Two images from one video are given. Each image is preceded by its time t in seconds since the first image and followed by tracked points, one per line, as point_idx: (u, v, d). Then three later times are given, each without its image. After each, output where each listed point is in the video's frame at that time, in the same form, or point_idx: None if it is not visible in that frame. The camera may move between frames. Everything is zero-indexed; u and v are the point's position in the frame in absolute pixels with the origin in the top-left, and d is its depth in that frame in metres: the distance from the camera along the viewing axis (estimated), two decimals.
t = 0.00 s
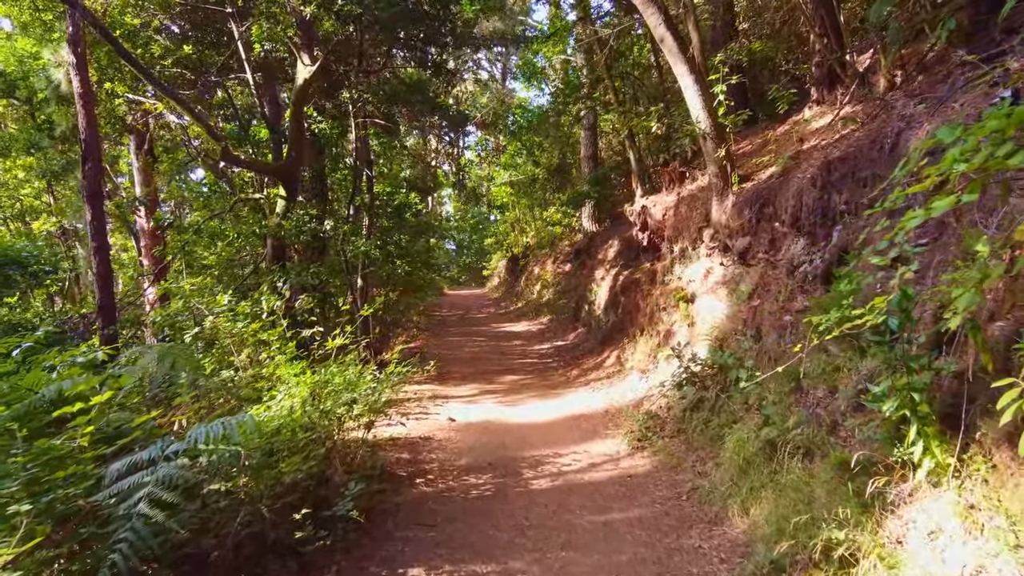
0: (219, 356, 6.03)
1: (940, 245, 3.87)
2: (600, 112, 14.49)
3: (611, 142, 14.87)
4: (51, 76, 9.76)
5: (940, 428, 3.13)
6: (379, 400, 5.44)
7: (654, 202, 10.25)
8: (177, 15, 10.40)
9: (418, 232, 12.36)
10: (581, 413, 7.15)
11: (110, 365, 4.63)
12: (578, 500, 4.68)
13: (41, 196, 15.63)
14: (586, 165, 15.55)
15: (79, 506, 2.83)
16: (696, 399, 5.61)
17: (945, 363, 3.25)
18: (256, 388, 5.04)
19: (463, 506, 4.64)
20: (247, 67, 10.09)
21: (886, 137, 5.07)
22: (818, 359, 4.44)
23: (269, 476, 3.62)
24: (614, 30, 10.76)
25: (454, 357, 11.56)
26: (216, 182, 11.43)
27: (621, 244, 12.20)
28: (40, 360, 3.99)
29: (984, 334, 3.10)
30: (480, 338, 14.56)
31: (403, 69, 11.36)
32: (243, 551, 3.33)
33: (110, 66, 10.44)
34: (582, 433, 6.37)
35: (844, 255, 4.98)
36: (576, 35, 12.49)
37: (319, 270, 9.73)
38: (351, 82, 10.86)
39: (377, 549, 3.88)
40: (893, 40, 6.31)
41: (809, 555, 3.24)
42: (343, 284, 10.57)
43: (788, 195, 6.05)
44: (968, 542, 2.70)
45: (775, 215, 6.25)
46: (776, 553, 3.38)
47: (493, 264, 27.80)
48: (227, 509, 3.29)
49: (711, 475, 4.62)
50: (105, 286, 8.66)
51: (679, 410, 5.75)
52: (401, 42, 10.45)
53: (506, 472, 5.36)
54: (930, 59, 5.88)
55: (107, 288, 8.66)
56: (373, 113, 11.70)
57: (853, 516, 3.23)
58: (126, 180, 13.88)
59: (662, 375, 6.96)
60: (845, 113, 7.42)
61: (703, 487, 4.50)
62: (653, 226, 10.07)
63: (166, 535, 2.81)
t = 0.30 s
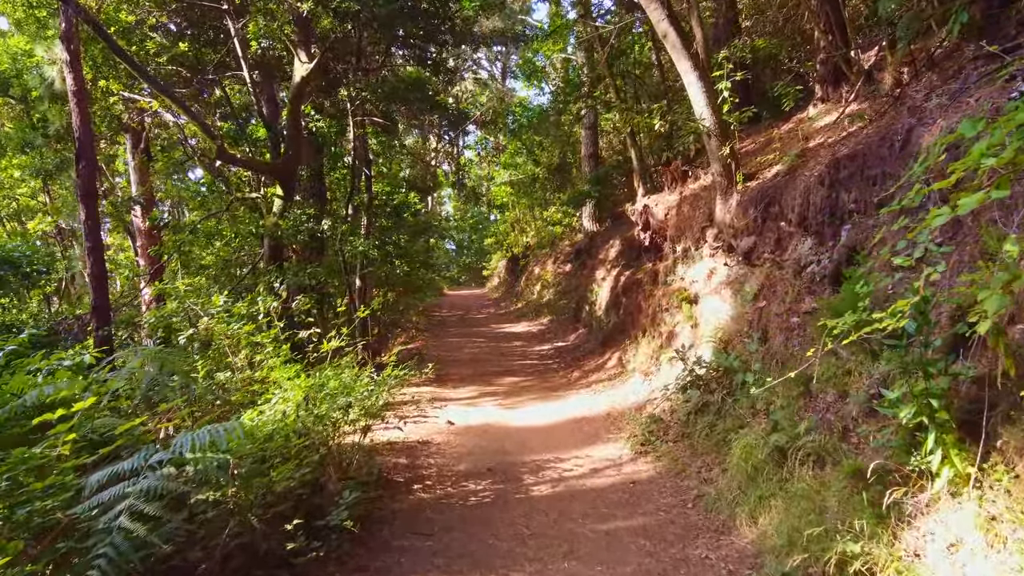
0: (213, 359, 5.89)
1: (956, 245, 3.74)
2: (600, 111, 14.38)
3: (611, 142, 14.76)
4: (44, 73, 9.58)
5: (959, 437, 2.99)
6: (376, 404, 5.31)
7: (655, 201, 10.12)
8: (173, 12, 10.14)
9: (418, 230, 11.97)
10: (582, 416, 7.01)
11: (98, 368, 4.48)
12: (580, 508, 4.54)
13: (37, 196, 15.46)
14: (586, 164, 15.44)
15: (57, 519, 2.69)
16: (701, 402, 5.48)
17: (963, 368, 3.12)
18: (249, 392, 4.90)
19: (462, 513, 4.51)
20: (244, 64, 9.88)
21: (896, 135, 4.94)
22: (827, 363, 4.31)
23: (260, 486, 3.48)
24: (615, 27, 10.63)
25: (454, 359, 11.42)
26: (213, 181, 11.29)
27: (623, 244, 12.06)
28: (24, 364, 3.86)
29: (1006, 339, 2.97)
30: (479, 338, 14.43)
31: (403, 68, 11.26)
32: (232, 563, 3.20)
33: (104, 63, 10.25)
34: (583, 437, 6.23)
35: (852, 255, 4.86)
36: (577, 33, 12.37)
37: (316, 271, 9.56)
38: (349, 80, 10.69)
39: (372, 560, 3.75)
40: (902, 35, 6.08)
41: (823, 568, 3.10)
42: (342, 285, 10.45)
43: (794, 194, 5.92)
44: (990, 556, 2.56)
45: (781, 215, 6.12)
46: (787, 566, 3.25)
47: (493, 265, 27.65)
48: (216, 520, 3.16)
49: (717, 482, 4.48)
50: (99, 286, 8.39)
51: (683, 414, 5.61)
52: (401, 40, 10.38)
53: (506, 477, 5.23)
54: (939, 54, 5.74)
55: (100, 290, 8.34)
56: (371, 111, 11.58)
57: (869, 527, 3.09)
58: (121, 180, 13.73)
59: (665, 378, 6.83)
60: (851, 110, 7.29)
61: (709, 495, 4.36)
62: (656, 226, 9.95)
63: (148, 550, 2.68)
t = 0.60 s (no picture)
0: (207, 361, 5.76)
1: (973, 245, 3.61)
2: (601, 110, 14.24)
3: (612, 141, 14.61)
4: (37, 71, 9.41)
5: (981, 445, 2.85)
6: (373, 408, 5.17)
7: (658, 200, 9.98)
8: (169, 9, 9.84)
9: (418, 230, 11.83)
10: (584, 419, 6.87)
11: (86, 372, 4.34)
12: (582, 515, 4.41)
13: (32, 196, 15.32)
14: (586, 163, 15.31)
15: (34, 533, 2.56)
16: (706, 406, 5.34)
17: (984, 372, 2.98)
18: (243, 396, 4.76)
19: (461, 521, 4.38)
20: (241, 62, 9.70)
21: (907, 131, 4.81)
22: (838, 367, 4.18)
23: (250, 495, 3.34)
24: (617, 25, 10.49)
25: (453, 360, 11.28)
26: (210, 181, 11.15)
27: (624, 244, 11.92)
28: (8, 368, 3.72)
29: None
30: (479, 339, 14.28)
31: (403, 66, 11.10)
32: None
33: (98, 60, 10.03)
34: (585, 441, 6.09)
35: (862, 256, 4.73)
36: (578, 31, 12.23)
37: (314, 271, 9.43)
38: (346, 78, 10.47)
39: (367, 571, 3.61)
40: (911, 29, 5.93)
41: None
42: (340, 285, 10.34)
43: (801, 192, 5.79)
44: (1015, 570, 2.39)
45: (787, 213, 5.99)
46: None
47: (493, 265, 27.47)
48: (203, 532, 3.02)
49: (724, 489, 4.35)
50: (93, 287, 8.23)
51: (688, 418, 5.47)
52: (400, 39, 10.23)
53: (506, 483, 5.09)
54: (950, 49, 5.59)
55: (95, 291, 8.18)
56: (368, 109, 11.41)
57: (885, 539, 2.96)
58: (117, 179, 13.59)
59: (669, 380, 6.69)
60: (858, 107, 7.16)
61: (715, 502, 4.22)
62: (658, 225, 9.82)
63: (127, 567, 2.54)
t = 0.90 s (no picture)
0: (201, 363, 5.62)
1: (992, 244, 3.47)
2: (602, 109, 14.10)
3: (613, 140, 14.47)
4: (31, 68, 9.27)
5: (1006, 453, 2.69)
6: (370, 412, 5.03)
7: (660, 199, 9.83)
8: (164, 6, 9.69)
9: (417, 229, 11.68)
10: (586, 423, 6.73)
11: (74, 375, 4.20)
12: (585, 523, 4.27)
13: (28, 196, 15.17)
14: (587, 163, 15.18)
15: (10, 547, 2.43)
16: (712, 410, 5.20)
17: (1007, 377, 2.84)
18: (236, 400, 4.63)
19: (460, 529, 4.24)
20: (237, 59, 9.58)
21: (919, 128, 4.67)
22: (850, 371, 4.04)
23: (240, 505, 3.21)
24: (618, 22, 10.36)
25: (453, 361, 11.15)
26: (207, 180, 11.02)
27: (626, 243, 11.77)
28: None
29: None
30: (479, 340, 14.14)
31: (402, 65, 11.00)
32: None
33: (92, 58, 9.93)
34: (587, 446, 5.95)
35: (872, 255, 4.60)
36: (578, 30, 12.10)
37: (312, 271, 9.29)
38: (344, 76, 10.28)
39: None
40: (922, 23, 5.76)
41: None
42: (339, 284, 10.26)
43: (809, 191, 5.65)
44: None
45: (794, 212, 5.85)
46: None
47: (493, 265, 27.30)
48: (188, 545, 2.88)
49: (732, 497, 4.21)
50: (88, 288, 8.09)
51: (693, 422, 5.34)
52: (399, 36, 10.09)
53: (507, 489, 4.95)
54: (961, 44, 5.46)
55: (90, 291, 8.05)
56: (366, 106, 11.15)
57: (904, 553, 2.82)
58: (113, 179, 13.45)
59: (673, 383, 6.56)
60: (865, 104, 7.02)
61: (723, 510, 4.09)
62: (660, 225, 9.68)
63: None
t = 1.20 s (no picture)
0: (195, 365, 5.48)
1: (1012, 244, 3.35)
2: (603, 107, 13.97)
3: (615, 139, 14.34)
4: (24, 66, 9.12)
5: None
6: (368, 416, 4.90)
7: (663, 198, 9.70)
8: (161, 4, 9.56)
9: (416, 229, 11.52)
10: (588, 426, 6.60)
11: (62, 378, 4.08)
12: (588, 531, 4.14)
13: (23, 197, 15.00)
14: (588, 162, 15.05)
15: None
16: (719, 414, 5.07)
17: None
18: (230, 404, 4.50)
19: (459, 537, 4.11)
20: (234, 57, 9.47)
21: (932, 124, 4.54)
22: (864, 374, 3.90)
23: (231, 515, 3.08)
24: (620, 20, 10.24)
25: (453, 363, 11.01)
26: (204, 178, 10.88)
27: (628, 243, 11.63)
28: None
29: None
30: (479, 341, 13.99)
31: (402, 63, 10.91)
32: None
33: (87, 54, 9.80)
34: (590, 450, 5.82)
35: (884, 255, 4.48)
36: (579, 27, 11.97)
37: (310, 271, 9.16)
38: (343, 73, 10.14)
39: None
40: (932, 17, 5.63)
41: None
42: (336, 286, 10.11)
43: (817, 189, 5.52)
44: None
45: (802, 211, 5.72)
46: None
47: (493, 265, 27.13)
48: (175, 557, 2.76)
49: (741, 505, 4.08)
50: (83, 287, 8.01)
51: (699, 426, 5.20)
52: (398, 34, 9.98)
53: (507, 495, 4.82)
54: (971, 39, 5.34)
55: (84, 290, 7.99)
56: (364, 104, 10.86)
57: (924, 567, 2.69)
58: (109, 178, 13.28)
59: (677, 385, 6.42)
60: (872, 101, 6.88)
61: (731, 519, 3.96)
62: (663, 224, 9.54)
63: None
